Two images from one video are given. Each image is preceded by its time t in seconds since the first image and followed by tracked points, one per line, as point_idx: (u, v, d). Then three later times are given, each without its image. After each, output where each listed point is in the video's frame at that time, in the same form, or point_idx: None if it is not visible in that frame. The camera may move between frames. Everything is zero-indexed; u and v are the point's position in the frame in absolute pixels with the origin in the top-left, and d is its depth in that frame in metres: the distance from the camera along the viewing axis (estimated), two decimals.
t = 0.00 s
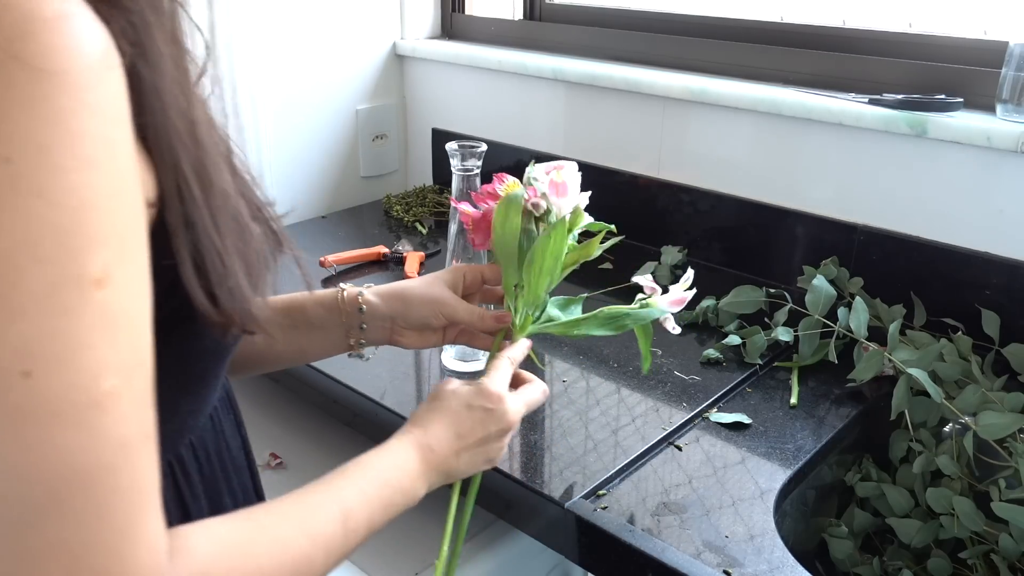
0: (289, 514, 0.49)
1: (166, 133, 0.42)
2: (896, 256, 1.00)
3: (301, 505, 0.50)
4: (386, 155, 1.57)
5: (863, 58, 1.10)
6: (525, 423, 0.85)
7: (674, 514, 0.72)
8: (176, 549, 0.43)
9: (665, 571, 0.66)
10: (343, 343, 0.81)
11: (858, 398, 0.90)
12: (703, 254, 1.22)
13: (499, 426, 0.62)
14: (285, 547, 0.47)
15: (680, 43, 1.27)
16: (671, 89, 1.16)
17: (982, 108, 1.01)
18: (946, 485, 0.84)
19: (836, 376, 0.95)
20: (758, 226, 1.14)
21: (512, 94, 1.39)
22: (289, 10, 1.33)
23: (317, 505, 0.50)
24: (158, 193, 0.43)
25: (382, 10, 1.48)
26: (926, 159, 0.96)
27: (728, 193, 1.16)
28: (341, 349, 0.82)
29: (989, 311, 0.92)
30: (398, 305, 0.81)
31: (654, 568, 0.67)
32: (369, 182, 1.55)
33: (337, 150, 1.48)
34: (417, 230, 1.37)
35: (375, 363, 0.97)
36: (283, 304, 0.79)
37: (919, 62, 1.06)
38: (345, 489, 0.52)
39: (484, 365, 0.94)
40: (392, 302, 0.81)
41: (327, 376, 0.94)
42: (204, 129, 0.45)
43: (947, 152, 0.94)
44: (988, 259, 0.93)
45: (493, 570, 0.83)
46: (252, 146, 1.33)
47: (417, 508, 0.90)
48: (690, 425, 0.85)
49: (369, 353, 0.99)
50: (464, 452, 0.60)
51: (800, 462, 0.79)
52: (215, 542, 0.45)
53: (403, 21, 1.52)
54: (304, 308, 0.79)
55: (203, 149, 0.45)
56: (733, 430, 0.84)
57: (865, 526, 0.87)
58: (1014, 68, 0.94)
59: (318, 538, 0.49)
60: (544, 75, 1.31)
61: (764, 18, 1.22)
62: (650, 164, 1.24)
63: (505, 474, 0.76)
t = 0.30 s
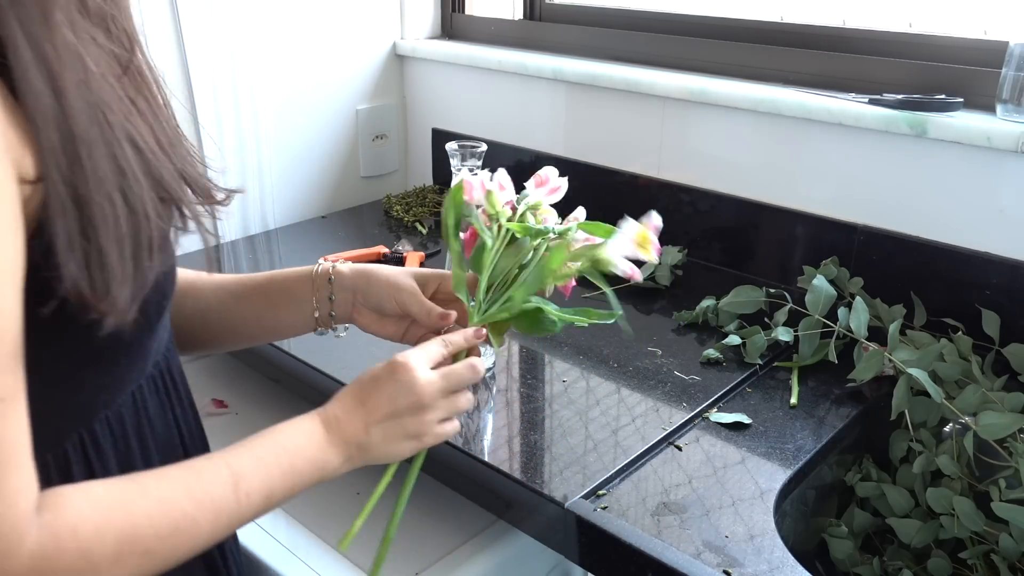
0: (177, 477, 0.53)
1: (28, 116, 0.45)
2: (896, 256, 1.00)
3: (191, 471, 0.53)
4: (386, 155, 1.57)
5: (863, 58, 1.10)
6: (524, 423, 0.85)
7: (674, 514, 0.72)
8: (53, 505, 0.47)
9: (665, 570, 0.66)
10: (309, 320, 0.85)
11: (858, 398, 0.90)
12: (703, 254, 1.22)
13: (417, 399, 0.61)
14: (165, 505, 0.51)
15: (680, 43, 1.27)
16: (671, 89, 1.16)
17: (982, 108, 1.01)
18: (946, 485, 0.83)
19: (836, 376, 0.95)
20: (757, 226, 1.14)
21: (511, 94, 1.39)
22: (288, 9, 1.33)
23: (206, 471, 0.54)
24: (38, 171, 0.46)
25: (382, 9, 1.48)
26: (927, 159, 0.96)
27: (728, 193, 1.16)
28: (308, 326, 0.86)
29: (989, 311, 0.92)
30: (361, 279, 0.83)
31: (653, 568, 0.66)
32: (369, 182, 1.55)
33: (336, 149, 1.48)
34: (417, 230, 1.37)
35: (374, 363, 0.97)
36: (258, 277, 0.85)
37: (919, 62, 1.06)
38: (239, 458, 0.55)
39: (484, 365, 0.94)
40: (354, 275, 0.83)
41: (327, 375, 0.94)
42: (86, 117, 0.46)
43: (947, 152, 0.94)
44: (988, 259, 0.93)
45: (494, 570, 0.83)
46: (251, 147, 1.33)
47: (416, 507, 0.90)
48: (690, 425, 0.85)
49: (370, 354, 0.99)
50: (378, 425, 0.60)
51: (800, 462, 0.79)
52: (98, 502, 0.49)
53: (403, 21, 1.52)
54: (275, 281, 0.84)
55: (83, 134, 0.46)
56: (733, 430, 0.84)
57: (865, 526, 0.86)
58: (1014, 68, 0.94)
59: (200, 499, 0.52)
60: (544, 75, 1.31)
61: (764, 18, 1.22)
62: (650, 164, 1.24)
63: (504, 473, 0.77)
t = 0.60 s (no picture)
0: (159, 456, 0.55)
1: None
2: (896, 257, 1.00)
3: (170, 453, 0.56)
4: (386, 155, 1.57)
5: (863, 59, 1.10)
6: (524, 423, 0.85)
7: (674, 514, 0.72)
8: (28, 486, 0.51)
9: (665, 570, 0.66)
10: (337, 314, 0.86)
11: (858, 398, 0.90)
12: (703, 254, 1.22)
13: (395, 380, 0.64)
14: (140, 483, 0.53)
15: (680, 43, 1.27)
16: (671, 89, 1.16)
17: (982, 108, 1.02)
18: (946, 485, 0.84)
19: (836, 376, 0.95)
20: (757, 226, 1.14)
21: (511, 94, 1.39)
22: (288, 9, 1.33)
23: (185, 452, 0.56)
24: None
25: (382, 10, 1.48)
26: (926, 159, 0.96)
27: (728, 193, 1.16)
28: (336, 319, 0.86)
29: (989, 311, 0.92)
30: (388, 277, 0.84)
31: (653, 567, 0.66)
32: (369, 182, 1.56)
33: (336, 149, 1.48)
34: (417, 230, 1.37)
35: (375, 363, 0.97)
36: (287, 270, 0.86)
37: (919, 62, 1.06)
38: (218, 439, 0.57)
39: (484, 365, 0.95)
40: (381, 272, 0.84)
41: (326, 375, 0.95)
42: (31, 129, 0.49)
43: (946, 152, 0.94)
44: (988, 260, 0.93)
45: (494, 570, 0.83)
46: (250, 146, 1.33)
47: (416, 507, 0.90)
48: (691, 425, 0.85)
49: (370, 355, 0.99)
50: (358, 406, 0.62)
51: (800, 462, 0.79)
52: (77, 484, 0.52)
53: (404, 21, 1.52)
54: (305, 276, 0.85)
55: (35, 144, 0.49)
56: (733, 430, 0.84)
57: (864, 526, 0.87)
58: (1014, 68, 0.94)
59: (177, 476, 0.55)
60: (544, 75, 1.31)
61: (764, 18, 1.23)
62: (650, 164, 1.24)
63: (504, 473, 0.77)
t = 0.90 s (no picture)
0: (369, 426, 0.51)
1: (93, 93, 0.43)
2: (896, 256, 1.00)
3: (375, 420, 0.51)
4: (387, 155, 1.57)
5: (863, 59, 1.10)
6: (524, 423, 0.85)
7: (674, 514, 0.72)
8: (262, 473, 0.45)
9: (665, 570, 0.66)
10: (395, 297, 0.86)
11: (858, 398, 0.90)
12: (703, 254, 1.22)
13: (569, 354, 0.65)
14: (365, 466, 0.49)
15: (680, 43, 1.27)
16: (671, 89, 1.16)
17: (982, 108, 1.01)
18: (946, 485, 0.84)
19: (836, 376, 0.95)
20: (757, 226, 1.14)
21: (512, 94, 1.39)
22: (289, 9, 1.33)
23: (391, 421, 0.51)
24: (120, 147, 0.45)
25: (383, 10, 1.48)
26: (926, 159, 0.96)
27: (728, 193, 1.16)
28: (393, 303, 0.87)
29: (989, 311, 0.92)
30: (445, 256, 0.85)
31: (654, 568, 0.66)
32: (370, 181, 1.55)
33: (336, 149, 1.48)
34: (417, 230, 1.37)
35: (375, 363, 0.97)
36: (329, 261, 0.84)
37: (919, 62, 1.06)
38: (414, 408, 0.53)
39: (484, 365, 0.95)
40: (439, 253, 0.86)
41: (326, 375, 0.95)
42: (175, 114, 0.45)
43: (947, 152, 0.94)
44: (988, 260, 0.93)
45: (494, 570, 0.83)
46: (250, 145, 1.33)
47: (416, 507, 0.90)
48: (690, 425, 0.85)
49: (370, 354, 0.99)
50: (534, 369, 0.62)
51: (800, 462, 0.79)
52: (307, 470, 0.47)
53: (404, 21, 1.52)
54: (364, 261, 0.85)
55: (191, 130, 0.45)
56: (733, 429, 0.84)
57: (864, 526, 0.86)
58: (1014, 68, 0.94)
59: (393, 454, 0.50)
60: (544, 75, 1.31)
61: (764, 18, 1.23)
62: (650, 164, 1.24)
63: (504, 473, 0.77)
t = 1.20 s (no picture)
0: (459, 407, 0.56)
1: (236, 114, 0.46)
2: (896, 256, 1.00)
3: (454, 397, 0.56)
4: (387, 155, 1.57)
5: (863, 59, 1.10)
6: (525, 423, 0.85)
7: (675, 514, 0.72)
8: (387, 456, 0.50)
9: (665, 570, 0.66)
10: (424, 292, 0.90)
11: (858, 398, 0.90)
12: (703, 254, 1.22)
13: (614, 333, 0.74)
14: (464, 437, 0.55)
15: (680, 43, 1.27)
16: (671, 89, 1.16)
17: (982, 109, 1.01)
18: (946, 485, 0.84)
19: (836, 376, 0.95)
20: (757, 226, 1.14)
21: (512, 94, 1.39)
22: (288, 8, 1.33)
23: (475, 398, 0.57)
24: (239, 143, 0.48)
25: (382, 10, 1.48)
26: (926, 158, 0.96)
27: (727, 193, 1.16)
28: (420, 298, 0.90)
29: (989, 311, 0.92)
30: (476, 256, 0.89)
31: (654, 568, 0.66)
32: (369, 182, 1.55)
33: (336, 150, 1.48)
34: (417, 230, 1.37)
35: (375, 363, 0.97)
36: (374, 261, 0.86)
37: (918, 63, 1.06)
38: (490, 381, 0.59)
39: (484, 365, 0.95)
40: (469, 253, 0.89)
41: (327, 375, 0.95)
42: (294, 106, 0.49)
43: (946, 152, 0.94)
44: (988, 260, 0.93)
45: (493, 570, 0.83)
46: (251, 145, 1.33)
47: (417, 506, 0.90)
48: (690, 425, 0.85)
49: (369, 355, 0.99)
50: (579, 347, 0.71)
51: (800, 462, 0.79)
52: (419, 446, 0.53)
53: (404, 21, 1.52)
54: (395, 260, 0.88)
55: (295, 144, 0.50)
56: (733, 430, 0.84)
57: (865, 526, 0.86)
58: (1014, 68, 0.94)
59: (483, 424, 0.57)
60: (544, 75, 1.31)
61: (764, 18, 1.22)
62: (650, 164, 1.23)
63: (504, 473, 0.77)
